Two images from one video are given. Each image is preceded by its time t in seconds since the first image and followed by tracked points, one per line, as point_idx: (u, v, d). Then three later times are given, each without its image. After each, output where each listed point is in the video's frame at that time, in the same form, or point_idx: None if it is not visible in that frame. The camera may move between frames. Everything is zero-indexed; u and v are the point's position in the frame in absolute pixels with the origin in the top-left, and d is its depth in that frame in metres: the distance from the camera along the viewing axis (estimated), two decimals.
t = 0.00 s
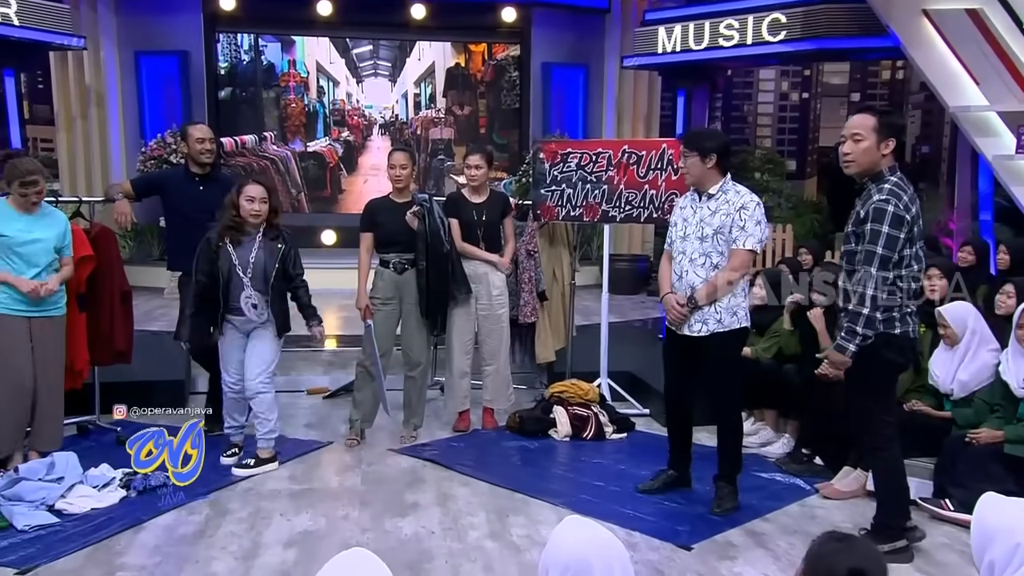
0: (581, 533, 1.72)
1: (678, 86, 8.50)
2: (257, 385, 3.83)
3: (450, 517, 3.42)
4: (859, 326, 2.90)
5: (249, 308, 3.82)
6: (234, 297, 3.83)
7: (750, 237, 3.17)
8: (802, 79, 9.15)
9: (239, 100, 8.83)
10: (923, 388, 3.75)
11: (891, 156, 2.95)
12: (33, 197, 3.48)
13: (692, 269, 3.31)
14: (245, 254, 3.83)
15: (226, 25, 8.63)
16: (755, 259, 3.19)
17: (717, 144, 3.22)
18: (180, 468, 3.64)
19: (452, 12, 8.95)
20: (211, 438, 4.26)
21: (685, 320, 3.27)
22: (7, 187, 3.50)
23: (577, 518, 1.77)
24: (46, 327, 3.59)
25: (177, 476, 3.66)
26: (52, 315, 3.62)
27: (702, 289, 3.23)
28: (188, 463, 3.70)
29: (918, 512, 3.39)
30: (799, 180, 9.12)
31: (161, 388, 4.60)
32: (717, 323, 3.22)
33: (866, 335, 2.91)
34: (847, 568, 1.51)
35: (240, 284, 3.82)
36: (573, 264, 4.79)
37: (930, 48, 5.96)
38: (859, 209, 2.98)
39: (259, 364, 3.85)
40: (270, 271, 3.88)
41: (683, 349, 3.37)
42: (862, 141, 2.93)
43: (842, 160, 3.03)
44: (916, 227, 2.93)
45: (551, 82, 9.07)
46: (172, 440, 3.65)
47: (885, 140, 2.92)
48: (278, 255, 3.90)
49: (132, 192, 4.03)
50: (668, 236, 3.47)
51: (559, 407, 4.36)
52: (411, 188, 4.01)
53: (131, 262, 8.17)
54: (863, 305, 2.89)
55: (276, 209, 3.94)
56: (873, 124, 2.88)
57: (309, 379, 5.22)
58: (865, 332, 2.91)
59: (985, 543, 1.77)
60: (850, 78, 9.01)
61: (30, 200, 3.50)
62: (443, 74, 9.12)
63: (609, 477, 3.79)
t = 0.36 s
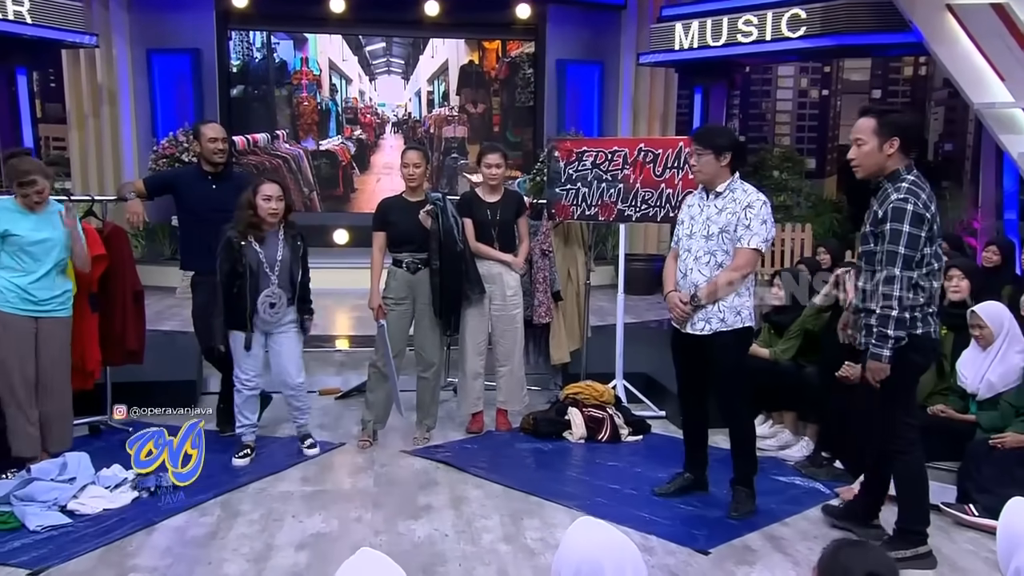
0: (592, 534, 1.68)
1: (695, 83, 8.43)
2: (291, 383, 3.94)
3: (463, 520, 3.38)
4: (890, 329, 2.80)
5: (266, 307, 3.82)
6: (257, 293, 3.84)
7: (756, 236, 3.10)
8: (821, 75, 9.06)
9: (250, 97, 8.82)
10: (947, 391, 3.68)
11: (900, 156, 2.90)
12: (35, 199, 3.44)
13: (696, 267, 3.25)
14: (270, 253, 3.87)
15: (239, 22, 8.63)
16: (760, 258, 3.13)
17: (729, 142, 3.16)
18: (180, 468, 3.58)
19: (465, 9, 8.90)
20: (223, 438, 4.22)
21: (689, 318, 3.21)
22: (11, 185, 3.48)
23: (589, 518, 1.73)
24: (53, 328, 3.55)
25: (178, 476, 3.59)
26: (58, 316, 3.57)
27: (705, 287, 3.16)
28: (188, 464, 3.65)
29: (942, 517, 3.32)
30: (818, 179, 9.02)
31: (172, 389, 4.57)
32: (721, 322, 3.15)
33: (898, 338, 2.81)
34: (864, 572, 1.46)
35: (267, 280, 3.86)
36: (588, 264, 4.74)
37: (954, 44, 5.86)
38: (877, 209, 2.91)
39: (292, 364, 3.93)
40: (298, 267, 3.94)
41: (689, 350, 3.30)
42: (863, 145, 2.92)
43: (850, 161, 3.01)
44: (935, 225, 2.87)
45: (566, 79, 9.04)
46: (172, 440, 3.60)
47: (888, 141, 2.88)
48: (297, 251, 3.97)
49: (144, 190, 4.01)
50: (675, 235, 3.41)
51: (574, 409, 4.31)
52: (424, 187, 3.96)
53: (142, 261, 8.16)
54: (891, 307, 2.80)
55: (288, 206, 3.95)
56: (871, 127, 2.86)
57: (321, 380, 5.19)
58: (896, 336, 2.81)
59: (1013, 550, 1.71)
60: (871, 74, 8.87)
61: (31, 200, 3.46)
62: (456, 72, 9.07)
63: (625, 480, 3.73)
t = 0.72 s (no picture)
0: (605, 536, 1.67)
1: (709, 82, 8.40)
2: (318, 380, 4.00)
3: (477, 520, 3.38)
4: (887, 322, 2.82)
5: (310, 300, 3.91)
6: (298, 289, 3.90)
7: (776, 236, 3.10)
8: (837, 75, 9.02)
9: (266, 98, 8.81)
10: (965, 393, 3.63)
11: (903, 156, 2.89)
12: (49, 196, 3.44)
13: (714, 268, 3.23)
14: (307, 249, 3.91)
15: (254, 23, 8.66)
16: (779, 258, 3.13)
17: (746, 141, 3.15)
18: (179, 468, 3.61)
19: (480, 9, 8.91)
20: (239, 438, 4.24)
21: (707, 318, 3.18)
22: (29, 185, 3.50)
23: (602, 521, 1.72)
24: (70, 329, 3.57)
25: (177, 476, 3.62)
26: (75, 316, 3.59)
27: (725, 287, 3.14)
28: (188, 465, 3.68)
29: (958, 520, 3.30)
30: (833, 179, 8.98)
31: (188, 388, 4.60)
32: (740, 322, 3.14)
33: (894, 332, 2.83)
34: None
35: (305, 276, 3.91)
36: (602, 264, 4.74)
37: (972, 44, 5.80)
38: (883, 206, 2.91)
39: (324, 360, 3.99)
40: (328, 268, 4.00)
41: (705, 350, 3.29)
42: (864, 150, 2.95)
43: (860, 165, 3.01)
44: (943, 224, 2.85)
45: (580, 79, 9.03)
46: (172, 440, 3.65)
47: (887, 144, 2.89)
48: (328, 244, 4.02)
49: (160, 190, 4.03)
50: (689, 236, 3.39)
51: (588, 409, 4.31)
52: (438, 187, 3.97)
53: (158, 261, 8.22)
54: (889, 302, 2.82)
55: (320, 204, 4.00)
56: (869, 131, 2.89)
57: (336, 380, 5.21)
58: (893, 329, 2.83)
59: None
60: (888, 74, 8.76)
61: (48, 198, 3.48)
62: (470, 72, 9.08)
63: (638, 481, 3.73)
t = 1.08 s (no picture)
0: (622, 538, 1.66)
1: (724, 82, 8.38)
2: (333, 379, 4.00)
3: (491, 520, 3.38)
4: (877, 311, 2.88)
5: (326, 299, 3.88)
6: (311, 289, 3.89)
7: (796, 236, 3.10)
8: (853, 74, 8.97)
9: (281, 99, 8.87)
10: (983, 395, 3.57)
11: (901, 155, 2.90)
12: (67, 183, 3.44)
13: (734, 268, 3.21)
14: (321, 249, 3.93)
15: (269, 25, 8.68)
16: (799, 257, 3.12)
17: (764, 141, 3.14)
18: (179, 465, 3.62)
19: (494, 9, 8.91)
20: (255, 437, 4.26)
21: (728, 318, 3.16)
22: (49, 182, 3.53)
23: (620, 522, 1.71)
24: (91, 326, 3.60)
25: (177, 473, 3.62)
26: (95, 313, 3.61)
27: (746, 287, 3.13)
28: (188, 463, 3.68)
29: (975, 522, 3.28)
30: (848, 179, 8.93)
31: (204, 388, 4.62)
32: (761, 322, 3.12)
33: (884, 321, 2.88)
34: None
35: (318, 274, 3.90)
36: (616, 264, 4.74)
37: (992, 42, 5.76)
38: (885, 201, 2.94)
39: (340, 358, 4.00)
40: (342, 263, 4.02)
41: (723, 348, 3.28)
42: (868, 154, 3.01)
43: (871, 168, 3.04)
44: (946, 219, 2.84)
45: (594, 79, 9.02)
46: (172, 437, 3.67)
47: (884, 146, 2.93)
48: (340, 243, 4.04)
49: (176, 191, 4.05)
50: (705, 236, 3.38)
51: (602, 409, 4.31)
52: (452, 187, 3.97)
53: (175, 261, 8.27)
54: (880, 293, 2.87)
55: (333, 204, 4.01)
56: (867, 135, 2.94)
57: (350, 379, 5.23)
58: (883, 318, 2.88)
59: None
60: (904, 73, 8.72)
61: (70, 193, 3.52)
62: (484, 73, 9.09)
63: (653, 482, 3.72)
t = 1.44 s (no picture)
0: (639, 538, 1.68)
1: (737, 84, 8.39)
2: (343, 378, 4.04)
3: (505, 518, 3.41)
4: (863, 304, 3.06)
5: (331, 300, 3.91)
6: (319, 289, 3.93)
7: (811, 237, 3.11)
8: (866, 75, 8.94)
9: (297, 102, 8.96)
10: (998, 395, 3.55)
11: (904, 160, 3.04)
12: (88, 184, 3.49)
13: (748, 268, 3.23)
14: (331, 249, 3.97)
15: (286, 28, 8.76)
16: (814, 258, 3.14)
17: (780, 142, 3.16)
18: (179, 470, 3.66)
19: (508, 12, 8.94)
20: (272, 435, 4.30)
21: (743, 318, 3.19)
22: (74, 185, 3.58)
23: (636, 521, 1.74)
24: (113, 326, 3.66)
25: (178, 477, 3.65)
26: (117, 314, 3.67)
27: (759, 287, 3.14)
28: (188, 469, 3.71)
29: (989, 523, 3.28)
30: (861, 180, 8.91)
31: (222, 386, 4.68)
32: (775, 322, 3.14)
33: (871, 314, 3.04)
34: None
35: (325, 274, 3.93)
36: (629, 265, 4.76)
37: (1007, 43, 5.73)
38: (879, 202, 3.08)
39: (352, 357, 4.05)
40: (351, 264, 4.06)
41: (736, 347, 3.30)
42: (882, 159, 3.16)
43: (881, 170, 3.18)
44: (936, 218, 2.94)
45: (607, 80, 9.03)
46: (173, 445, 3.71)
47: (891, 152, 3.08)
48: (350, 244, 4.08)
49: (195, 192, 4.10)
50: (720, 237, 3.39)
51: (615, 409, 4.33)
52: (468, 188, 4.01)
53: (193, 261, 8.35)
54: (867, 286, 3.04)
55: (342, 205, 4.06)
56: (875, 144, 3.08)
57: (365, 378, 5.27)
58: (870, 311, 3.05)
59: None
60: (917, 74, 8.71)
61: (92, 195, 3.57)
62: (498, 74, 9.13)
63: (666, 481, 3.74)
